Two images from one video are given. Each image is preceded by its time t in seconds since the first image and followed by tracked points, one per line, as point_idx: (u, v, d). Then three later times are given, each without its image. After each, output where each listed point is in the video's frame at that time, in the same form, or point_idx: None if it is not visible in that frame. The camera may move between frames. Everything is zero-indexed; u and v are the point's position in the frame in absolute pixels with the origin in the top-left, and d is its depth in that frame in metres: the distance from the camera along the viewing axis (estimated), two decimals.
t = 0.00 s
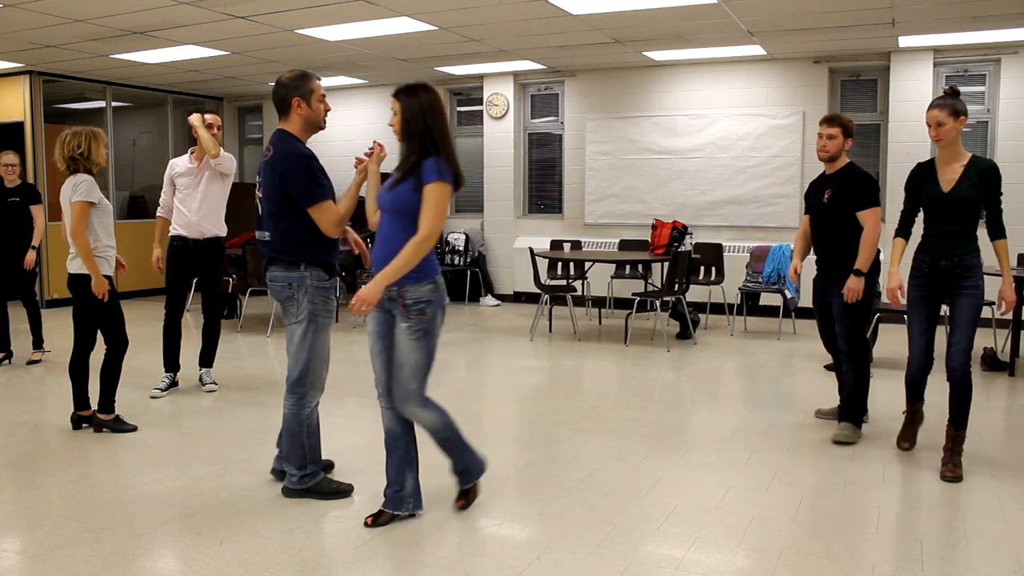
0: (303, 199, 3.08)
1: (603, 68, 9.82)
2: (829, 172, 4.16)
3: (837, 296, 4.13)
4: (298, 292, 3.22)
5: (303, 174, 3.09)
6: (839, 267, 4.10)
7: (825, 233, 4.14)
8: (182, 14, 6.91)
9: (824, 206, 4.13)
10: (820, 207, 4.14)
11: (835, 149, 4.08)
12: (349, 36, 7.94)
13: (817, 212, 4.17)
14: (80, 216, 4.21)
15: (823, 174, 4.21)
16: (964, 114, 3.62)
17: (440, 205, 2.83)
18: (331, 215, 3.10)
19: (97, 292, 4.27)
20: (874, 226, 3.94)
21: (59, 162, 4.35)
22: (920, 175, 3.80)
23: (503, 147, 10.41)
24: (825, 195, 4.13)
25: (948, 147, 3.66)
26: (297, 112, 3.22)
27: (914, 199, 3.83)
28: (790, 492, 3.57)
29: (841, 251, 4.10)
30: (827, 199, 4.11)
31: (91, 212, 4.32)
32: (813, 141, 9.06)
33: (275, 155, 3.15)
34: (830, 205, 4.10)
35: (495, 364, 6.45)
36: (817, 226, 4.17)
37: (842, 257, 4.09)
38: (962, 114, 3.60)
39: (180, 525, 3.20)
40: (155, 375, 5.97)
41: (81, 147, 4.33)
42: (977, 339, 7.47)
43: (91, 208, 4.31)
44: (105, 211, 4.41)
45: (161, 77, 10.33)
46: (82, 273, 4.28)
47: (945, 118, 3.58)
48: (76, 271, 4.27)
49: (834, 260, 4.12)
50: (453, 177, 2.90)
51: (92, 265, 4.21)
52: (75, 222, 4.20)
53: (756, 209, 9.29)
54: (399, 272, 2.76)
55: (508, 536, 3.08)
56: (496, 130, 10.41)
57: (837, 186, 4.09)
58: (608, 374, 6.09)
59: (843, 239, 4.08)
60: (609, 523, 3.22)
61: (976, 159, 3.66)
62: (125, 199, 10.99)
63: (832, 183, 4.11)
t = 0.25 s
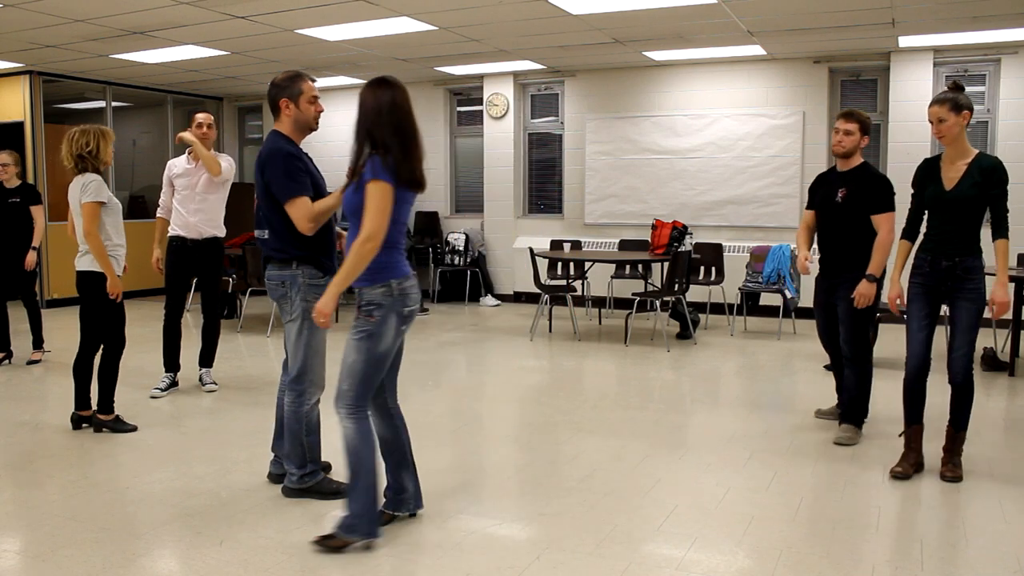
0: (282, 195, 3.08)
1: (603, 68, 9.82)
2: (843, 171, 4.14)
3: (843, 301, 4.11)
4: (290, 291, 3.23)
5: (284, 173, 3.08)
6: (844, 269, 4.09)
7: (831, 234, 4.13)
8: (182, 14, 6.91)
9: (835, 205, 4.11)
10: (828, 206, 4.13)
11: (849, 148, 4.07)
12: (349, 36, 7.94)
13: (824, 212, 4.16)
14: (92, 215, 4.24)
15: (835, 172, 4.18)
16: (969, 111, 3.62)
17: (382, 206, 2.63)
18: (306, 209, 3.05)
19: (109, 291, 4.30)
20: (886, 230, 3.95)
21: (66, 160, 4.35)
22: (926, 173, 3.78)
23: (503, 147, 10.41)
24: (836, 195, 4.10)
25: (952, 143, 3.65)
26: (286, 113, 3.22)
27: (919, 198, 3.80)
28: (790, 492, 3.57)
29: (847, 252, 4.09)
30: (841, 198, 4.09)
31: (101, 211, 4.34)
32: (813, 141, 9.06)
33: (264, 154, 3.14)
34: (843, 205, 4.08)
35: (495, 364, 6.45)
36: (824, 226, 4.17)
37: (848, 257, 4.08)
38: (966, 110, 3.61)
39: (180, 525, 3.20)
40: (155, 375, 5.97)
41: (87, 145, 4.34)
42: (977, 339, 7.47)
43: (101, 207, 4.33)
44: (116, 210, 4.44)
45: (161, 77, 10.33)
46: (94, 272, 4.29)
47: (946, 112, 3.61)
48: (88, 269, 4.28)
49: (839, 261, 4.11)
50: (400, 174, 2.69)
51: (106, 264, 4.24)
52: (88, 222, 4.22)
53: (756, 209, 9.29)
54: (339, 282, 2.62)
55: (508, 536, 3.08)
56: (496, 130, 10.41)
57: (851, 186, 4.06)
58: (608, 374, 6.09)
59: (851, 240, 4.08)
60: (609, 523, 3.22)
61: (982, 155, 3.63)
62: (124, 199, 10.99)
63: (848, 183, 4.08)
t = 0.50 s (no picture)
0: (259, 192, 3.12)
1: (603, 68, 9.82)
2: (858, 168, 4.07)
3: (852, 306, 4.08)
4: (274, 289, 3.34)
5: (270, 172, 3.08)
6: (851, 269, 4.07)
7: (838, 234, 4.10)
8: (182, 14, 6.91)
9: (848, 203, 4.06)
10: (838, 205, 4.09)
11: (860, 145, 3.98)
12: (349, 36, 7.94)
13: (833, 212, 4.12)
14: (96, 216, 4.24)
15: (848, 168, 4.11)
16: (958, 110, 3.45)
17: (317, 204, 2.50)
18: (285, 208, 3.05)
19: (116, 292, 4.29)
20: (897, 232, 3.86)
21: (71, 160, 4.36)
22: (917, 176, 3.62)
23: (503, 147, 10.41)
24: (852, 192, 4.06)
25: (940, 144, 3.49)
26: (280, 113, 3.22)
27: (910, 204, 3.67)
28: (789, 492, 3.58)
29: (855, 252, 4.06)
30: (859, 196, 4.04)
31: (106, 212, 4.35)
32: (813, 141, 9.06)
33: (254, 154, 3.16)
34: (860, 204, 4.03)
35: (495, 364, 6.45)
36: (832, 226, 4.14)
37: (855, 257, 4.06)
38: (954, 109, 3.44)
39: (179, 525, 3.20)
40: (155, 375, 5.97)
41: (92, 145, 4.34)
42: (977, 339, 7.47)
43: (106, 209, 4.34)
44: (121, 212, 4.44)
45: (160, 77, 10.33)
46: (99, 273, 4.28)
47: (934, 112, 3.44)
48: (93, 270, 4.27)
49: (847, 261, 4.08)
50: (341, 168, 2.54)
51: (110, 263, 4.22)
52: (94, 222, 4.23)
53: (756, 209, 9.29)
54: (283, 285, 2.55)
55: (507, 536, 3.08)
56: (496, 130, 10.42)
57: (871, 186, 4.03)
58: (608, 374, 6.09)
59: (860, 240, 4.04)
60: (610, 523, 3.22)
61: (971, 156, 3.44)
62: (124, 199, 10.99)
63: (869, 182, 4.03)
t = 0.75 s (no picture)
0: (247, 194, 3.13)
1: (603, 68, 9.82)
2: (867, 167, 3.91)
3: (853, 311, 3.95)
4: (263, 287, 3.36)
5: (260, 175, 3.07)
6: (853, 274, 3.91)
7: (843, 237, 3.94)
8: (182, 14, 6.91)
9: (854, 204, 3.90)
10: (843, 207, 3.93)
11: (865, 144, 3.83)
12: (349, 36, 7.94)
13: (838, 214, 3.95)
14: (98, 218, 4.25)
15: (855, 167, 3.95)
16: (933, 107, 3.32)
17: (264, 203, 2.51)
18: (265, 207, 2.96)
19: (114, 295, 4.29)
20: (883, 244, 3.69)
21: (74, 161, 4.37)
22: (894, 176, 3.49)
23: (503, 147, 10.41)
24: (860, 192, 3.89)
25: (914, 143, 3.35)
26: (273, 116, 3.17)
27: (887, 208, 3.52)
28: (789, 491, 3.58)
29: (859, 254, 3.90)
30: (871, 197, 3.87)
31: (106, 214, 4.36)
32: (813, 141, 9.06)
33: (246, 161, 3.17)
34: (868, 206, 3.87)
35: (495, 364, 6.46)
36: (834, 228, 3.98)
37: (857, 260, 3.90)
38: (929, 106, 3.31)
39: (179, 525, 3.20)
40: (155, 375, 5.97)
41: (96, 146, 4.36)
42: (978, 340, 7.47)
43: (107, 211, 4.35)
44: (122, 215, 4.46)
45: (160, 77, 10.33)
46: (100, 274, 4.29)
47: (909, 108, 3.31)
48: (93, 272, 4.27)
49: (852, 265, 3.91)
50: (287, 167, 2.50)
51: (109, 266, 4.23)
52: (97, 224, 4.24)
53: (756, 209, 9.29)
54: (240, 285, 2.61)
55: (507, 536, 3.08)
56: (496, 130, 10.41)
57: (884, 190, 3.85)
58: (608, 374, 6.09)
59: (865, 243, 3.89)
60: (609, 522, 3.22)
61: (942, 154, 3.28)
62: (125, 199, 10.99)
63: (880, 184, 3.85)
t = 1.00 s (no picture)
0: (242, 193, 3.08)
1: (603, 68, 9.82)
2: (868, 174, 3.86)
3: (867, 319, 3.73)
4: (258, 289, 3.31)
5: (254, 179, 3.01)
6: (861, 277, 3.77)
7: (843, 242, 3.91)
8: (182, 14, 6.91)
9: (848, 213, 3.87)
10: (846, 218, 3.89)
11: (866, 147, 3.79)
12: (349, 36, 7.94)
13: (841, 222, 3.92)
14: (103, 219, 4.26)
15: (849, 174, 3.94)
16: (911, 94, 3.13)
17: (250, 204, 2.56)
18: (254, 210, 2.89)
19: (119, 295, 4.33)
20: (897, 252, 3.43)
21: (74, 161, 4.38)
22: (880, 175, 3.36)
23: (503, 146, 10.41)
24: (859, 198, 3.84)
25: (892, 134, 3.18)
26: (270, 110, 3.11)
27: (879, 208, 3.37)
28: (788, 491, 3.58)
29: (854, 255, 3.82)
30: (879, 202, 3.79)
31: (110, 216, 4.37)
32: (813, 141, 9.06)
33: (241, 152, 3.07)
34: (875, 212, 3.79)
35: (494, 364, 6.46)
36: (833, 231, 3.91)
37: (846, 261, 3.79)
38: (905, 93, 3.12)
39: (179, 525, 3.20)
40: (155, 375, 5.97)
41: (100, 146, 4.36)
42: (977, 339, 7.47)
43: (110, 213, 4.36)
44: (123, 216, 4.46)
45: (160, 77, 10.34)
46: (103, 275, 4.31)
47: (883, 98, 3.14)
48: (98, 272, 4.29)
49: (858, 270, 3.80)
50: (271, 170, 2.51)
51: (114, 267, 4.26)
52: (100, 224, 4.24)
53: (756, 209, 9.29)
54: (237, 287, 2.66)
55: (507, 537, 3.08)
56: (496, 130, 10.42)
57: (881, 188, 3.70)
58: (607, 374, 6.09)
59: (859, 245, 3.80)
60: (609, 523, 3.22)
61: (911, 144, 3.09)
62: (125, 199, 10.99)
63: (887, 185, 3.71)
